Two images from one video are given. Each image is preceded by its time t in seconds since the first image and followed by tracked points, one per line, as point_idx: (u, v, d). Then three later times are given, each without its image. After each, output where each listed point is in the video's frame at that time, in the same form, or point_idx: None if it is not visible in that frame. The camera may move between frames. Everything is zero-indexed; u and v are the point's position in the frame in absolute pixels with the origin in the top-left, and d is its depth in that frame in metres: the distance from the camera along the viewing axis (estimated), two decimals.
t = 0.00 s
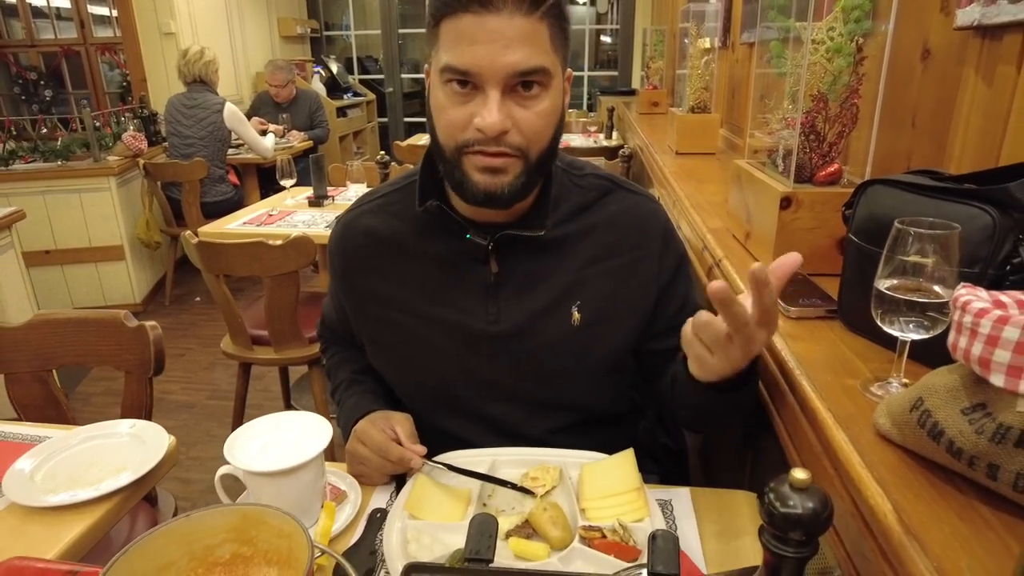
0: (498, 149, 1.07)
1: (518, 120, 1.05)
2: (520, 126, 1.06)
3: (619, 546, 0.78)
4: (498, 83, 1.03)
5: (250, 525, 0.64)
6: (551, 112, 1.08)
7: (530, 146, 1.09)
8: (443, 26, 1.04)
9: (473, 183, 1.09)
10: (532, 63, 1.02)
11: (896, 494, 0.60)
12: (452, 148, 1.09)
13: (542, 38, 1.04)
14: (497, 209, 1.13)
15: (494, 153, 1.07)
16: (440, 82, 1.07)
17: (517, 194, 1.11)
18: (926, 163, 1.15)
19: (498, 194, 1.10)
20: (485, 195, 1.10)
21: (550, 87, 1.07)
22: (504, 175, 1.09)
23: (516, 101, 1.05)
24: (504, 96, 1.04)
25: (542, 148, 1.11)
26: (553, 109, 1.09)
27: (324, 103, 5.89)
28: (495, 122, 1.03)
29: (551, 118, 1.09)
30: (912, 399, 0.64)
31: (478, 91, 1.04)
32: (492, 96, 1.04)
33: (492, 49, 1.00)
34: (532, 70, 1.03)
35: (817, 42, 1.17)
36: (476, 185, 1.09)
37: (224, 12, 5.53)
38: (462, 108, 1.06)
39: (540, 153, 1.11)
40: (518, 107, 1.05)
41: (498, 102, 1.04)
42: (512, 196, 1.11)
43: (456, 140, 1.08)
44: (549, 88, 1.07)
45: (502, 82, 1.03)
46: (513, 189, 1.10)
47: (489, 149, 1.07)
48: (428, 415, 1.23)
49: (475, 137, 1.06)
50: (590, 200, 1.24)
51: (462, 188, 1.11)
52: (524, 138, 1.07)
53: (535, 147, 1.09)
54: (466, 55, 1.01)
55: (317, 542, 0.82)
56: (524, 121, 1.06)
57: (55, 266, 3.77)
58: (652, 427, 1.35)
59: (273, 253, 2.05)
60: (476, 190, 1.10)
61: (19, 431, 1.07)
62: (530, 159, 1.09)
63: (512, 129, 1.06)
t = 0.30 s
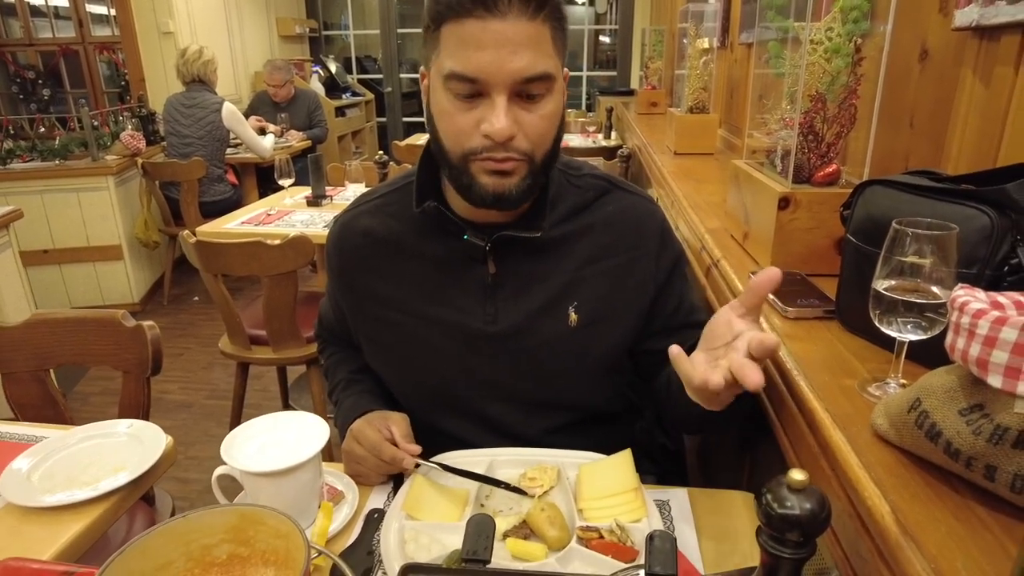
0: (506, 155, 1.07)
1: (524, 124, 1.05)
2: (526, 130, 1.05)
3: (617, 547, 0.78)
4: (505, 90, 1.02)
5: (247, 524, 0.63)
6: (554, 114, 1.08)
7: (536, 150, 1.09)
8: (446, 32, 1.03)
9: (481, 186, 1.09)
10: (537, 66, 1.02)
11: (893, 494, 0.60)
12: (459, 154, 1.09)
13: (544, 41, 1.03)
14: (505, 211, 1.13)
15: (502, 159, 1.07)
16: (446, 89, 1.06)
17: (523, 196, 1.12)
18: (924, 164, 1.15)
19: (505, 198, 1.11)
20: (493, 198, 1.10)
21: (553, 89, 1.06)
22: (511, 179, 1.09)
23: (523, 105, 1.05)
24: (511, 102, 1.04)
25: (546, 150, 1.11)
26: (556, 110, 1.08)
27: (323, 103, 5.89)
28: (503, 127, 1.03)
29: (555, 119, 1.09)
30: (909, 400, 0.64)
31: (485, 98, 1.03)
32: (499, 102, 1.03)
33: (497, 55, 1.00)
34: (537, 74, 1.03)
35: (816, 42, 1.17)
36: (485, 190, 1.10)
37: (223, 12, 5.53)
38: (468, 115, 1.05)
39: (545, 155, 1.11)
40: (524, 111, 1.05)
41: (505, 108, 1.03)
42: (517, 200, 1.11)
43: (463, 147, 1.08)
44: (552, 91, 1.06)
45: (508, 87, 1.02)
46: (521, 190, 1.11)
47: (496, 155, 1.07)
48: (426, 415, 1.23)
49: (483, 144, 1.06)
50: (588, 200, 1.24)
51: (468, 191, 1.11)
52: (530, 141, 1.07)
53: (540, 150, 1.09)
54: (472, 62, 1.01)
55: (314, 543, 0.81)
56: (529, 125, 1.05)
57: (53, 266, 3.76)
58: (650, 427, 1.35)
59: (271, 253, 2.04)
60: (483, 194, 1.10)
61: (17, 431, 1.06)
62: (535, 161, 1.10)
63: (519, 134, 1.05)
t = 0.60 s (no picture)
0: (488, 144, 1.07)
1: (506, 114, 1.05)
2: (509, 121, 1.05)
3: (614, 547, 0.78)
4: (485, 78, 1.02)
5: (244, 524, 0.63)
6: (541, 107, 1.08)
7: (522, 142, 1.08)
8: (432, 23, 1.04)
9: (464, 182, 1.09)
10: (520, 54, 1.01)
11: (891, 495, 0.60)
12: (443, 144, 1.09)
13: (533, 35, 1.03)
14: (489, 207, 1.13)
15: (484, 148, 1.07)
16: (431, 78, 1.06)
17: (510, 191, 1.11)
18: (922, 164, 1.15)
19: (489, 193, 1.10)
20: (477, 194, 1.10)
21: (538, 79, 1.06)
22: (495, 173, 1.08)
23: (505, 95, 1.05)
24: (492, 91, 1.04)
25: (534, 143, 1.10)
26: (543, 102, 1.08)
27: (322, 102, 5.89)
28: (483, 117, 1.03)
29: (541, 111, 1.08)
30: (907, 400, 0.63)
31: (467, 87, 1.04)
32: (480, 90, 1.03)
33: (478, 41, 1.00)
34: (520, 62, 1.02)
35: (814, 42, 1.18)
36: (467, 184, 1.09)
37: (222, 11, 5.53)
38: (451, 105, 1.05)
39: (532, 149, 1.10)
40: (506, 101, 1.05)
41: (485, 97, 1.03)
42: (505, 194, 1.10)
43: (446, 137, 1.08)
44: (538, 80, 1.06)
45: (489, 75, 1.02)
46: (506, 186, 1.10)
47: (479, 144, 1.07)
48: (424, 415, 1.23)
49: (464, 133, 1.06)
50: (587, 200, 1.24)
51: (453, 185, 1.11)
52: (513, 133, 1.07)
53: (526, 142, 1.09)
54: (452, 48, 1.01)
55: (311, 543, 0.81)
56: (512, 116, 1.05)
57: (51, 265, 3.76)
58: (648, 427, 1.35)
59: (269, 252, 2.04)
60: (467, 189, 1.10)
61: (13, 431, 1.06)
62: (522, 154, 1.09)
63: (501, 124, 1.05)
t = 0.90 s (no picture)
0: (478, 140, 1.07)
1: (494, 110, 1.05)
2: (496, 117, 1.06)
3: (612, 547, 0.78)
4: (470, 75, 1.03)
5: (242, 525, 0.63)
6: (529, 99, 1.08)
7: (511, 137, 1.08)
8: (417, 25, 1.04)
9: (458, 179, 1.09)
10: (504, 48, 1.02)
11: (888, 495, 0.60)
12: (437, 144, 1.10)
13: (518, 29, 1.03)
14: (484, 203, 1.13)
15: (475, 144, 1.07)
16: (421, 81, 1.07)
17: (504, 186, 1.10)
18: (919, 165, 1.15)
19: (483, 189, 1.10)
20: (471, 189, 1.10)
21: (525, 71, 1.06)
22: (488, 168, 1.08)
23: (491, 91, 1.05)
24: (477, 86, 1.04)
25: (524, 138, 1.10)
26: (530, 96, 1.08)
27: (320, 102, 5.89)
28: (469, 113, 1.04)
29: (529, 105, 1.08)
30: (904, 400, 0.64)
31: (454, 85, 1.04)
32: (466, 87, 1.04)
33: (462, 39, 1.00)
34: (504, 57, 1.03)
35: (812, 43, 1.19)
36: (461, 181, 1.09)
37: (220, 10, 5.53)
38: (440, 105, 1.06)
39: (523, 143, 1.10)
40: (493, 97, 1.05)
41: (471, 94, 1.04)
42: (498, 189, 1.10)
43: (438, 137, 1.09)
44: (524, 73, 1.06)
45: (474, 72, 1.03)
46: (500, 181, 1.09)
47: (469, 141, 1.07)
48: (424, 413, 1.23)
49: (455, 132, 1.06)
50: (587, 199, 1.23)
51: (447, 182, 1.11)
52: (502, 127, 1.07)
53: (516, 136, 1.09)
54: (437, 47, 1.02)
55: (309, 543, 0.82)
56: (501, 111, 1.06)
57: (49, 265, 3.75)
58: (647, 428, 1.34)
59: (267, 251, 2.04)
60: (460, 186, 1.10)
61: (12, 431, 1.06)
62: (513, 149, 1.09)
63: (489, 120, 1.05)
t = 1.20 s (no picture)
0: (452, 136, 1.06)
1: (465, 104, 1.04)
2: (469, 111, 1.05)
3: (610, 547, 0.78)
4: (438, 75, 1.03)
5: (239, 524, 0.63)
6: (502, 92, 1.07)
7: (487, 130, 1.07)
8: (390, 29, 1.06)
9: (439, 173, 1.09)
10: (466, 43, 1.01)
11: (884, 495, 0.60)
12: (416, 142, 1.10)
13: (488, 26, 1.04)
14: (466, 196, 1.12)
15: (450, 140, 1.06)
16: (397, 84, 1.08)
17: (484, 178, 1.09)
18: (915, 165, 1.15)
19: (463, 182, 1.09)
20: (450, 183, 1.09)
21: (495, 65, 1.05)
22: (464, 162, 1.08)
23: (461, 86, 1.04)
24: (447, 82, 1.04)
25: (500, 130, 1.09)
26: (502, 88, 1.07)
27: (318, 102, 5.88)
28: (439, 108, 1.03)
29: (503, 98, 1.07)
30: (900, 401, 0.64)
31: (424, 83, 1.04)
32: (435, 84, 1.03)
33: (425, 39, 1.01)
34: (468, 50, 1.02)
35: (810, 43, 1.18)
36: (443, 176, 1.09)
37: (217, 10, 5.52)
38: (415, 104, 1.06)
39: (500, 134, 1.09)
40: (462, 92, 1.04)
41: (441, 91, 1.04)
42: (477, 181, 1.09)
43: (416, 136, 1.08)
44: (494, 67, 1.05)
45: (441, 69, 1.03)
46: (477, 173, 1.09)
47: (444, 137, 1.06)
48: (421, 409, 1.23)
49: (429, 129, 1.06)
50: (578, 194, 1.24)
51: (429, 177, 1.12)
52: (476, 121, 1.06)
53: (492, 129, 1.08)
54: (404, 48, 1.03)
55: (306, 542, 0.82)
56: (472, 105, 1.05)
57: (45, 264, 3.75)
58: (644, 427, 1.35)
59: (264, 251, 2.03)
60: (442, 180, 1.10)
61: (8, 431, 1.06)
62: (489, 142, 1.08)
63: (461, 114, 1.05)
